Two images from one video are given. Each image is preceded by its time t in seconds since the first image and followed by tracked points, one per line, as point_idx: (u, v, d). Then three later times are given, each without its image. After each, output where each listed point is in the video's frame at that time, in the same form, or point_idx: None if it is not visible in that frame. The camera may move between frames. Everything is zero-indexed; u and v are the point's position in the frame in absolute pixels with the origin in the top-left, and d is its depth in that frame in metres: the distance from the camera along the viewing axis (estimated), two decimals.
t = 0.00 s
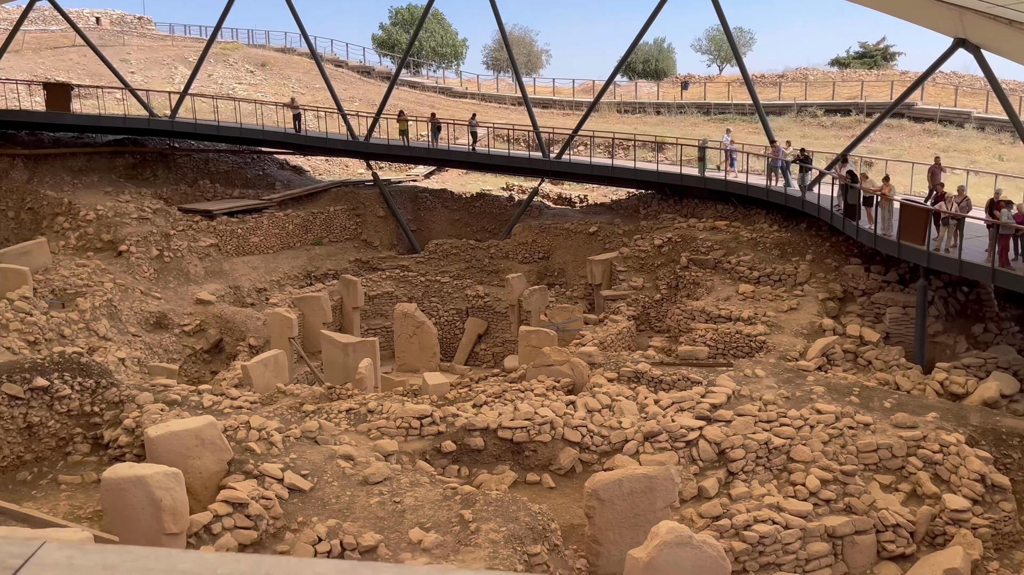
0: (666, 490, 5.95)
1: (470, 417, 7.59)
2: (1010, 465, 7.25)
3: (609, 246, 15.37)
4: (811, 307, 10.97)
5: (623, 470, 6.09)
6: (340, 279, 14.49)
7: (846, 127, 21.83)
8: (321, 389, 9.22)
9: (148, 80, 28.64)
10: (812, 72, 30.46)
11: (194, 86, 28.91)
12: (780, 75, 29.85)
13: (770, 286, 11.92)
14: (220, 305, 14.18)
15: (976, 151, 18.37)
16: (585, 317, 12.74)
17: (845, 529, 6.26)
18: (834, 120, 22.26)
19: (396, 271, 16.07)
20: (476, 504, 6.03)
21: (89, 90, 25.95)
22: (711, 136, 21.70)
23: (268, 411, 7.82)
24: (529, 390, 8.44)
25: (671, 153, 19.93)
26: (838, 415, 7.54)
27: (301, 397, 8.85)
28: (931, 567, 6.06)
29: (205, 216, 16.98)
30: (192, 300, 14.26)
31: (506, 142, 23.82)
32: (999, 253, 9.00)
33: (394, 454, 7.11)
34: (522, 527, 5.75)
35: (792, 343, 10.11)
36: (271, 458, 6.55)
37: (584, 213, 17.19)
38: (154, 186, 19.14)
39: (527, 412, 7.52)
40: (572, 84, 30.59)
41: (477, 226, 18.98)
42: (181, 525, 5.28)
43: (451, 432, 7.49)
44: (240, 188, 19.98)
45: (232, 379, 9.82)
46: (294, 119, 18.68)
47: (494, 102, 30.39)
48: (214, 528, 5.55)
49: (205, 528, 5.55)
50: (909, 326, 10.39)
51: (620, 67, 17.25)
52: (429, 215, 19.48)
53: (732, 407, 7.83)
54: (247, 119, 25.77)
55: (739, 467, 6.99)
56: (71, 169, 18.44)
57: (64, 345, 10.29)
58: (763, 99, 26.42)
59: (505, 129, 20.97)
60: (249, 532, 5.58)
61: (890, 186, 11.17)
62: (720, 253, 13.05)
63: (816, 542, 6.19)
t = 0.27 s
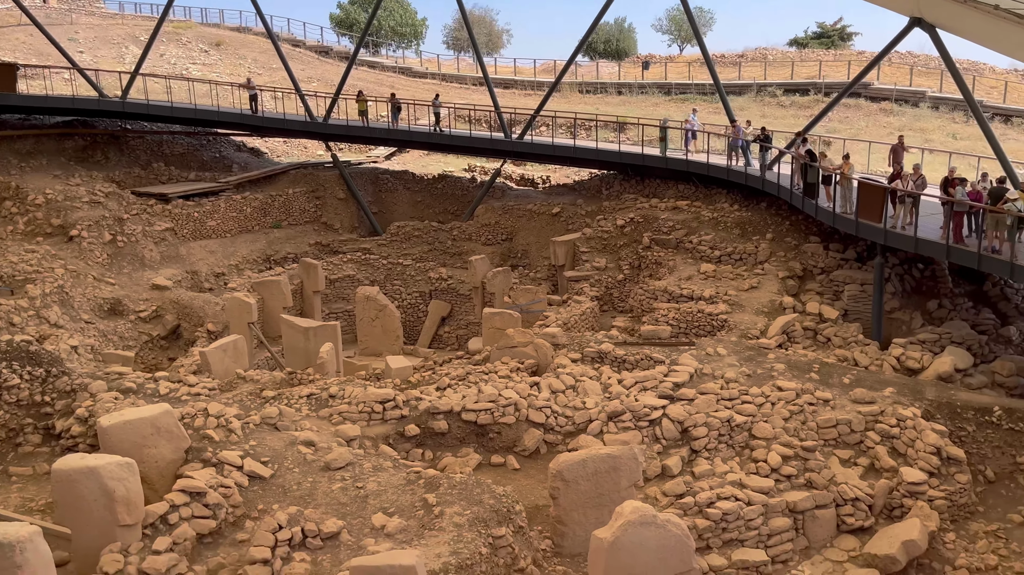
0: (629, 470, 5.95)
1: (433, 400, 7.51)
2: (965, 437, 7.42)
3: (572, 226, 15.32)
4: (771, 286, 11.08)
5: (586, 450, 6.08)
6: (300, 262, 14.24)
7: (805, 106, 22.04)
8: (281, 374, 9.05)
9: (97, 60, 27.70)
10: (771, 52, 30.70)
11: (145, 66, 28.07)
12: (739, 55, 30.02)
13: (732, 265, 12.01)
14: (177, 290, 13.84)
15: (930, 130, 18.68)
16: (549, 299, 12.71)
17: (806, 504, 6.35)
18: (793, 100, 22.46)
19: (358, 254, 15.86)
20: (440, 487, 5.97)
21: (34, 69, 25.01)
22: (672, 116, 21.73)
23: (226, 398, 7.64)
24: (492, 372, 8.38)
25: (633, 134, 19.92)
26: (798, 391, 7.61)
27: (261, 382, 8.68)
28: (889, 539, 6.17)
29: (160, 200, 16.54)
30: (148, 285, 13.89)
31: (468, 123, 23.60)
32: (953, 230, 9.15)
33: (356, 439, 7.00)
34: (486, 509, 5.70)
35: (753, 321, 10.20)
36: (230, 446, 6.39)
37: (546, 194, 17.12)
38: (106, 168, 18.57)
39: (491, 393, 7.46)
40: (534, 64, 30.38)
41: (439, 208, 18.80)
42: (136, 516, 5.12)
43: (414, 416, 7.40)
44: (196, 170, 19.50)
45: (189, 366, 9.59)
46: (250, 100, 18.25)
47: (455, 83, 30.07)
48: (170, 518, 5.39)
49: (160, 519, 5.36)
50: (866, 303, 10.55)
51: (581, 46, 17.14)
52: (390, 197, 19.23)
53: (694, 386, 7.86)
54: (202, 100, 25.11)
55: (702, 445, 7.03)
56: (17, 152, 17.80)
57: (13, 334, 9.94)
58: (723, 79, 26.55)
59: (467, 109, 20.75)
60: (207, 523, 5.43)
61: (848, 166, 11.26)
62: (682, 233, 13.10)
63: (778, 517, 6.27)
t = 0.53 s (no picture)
0: (587, 442, 5.95)
1: (389, 376, 7.41)
2: (914, 401, 7.61)
3: (528, 199, 15.23)
4: (726, 256, 11.17)
5: (544, 422, 6.06)
6: (252, 238, 13.90)
7: (758, 77, 22.17)
8: (234, 352, 8.83)
9: (32, 29, 26.48)
10: (724, 22, 30.78)
11: (84, 37, 26.94)
12: (693, 25, 30.04)
13: (687, 236, 12.07)
14: (123, 268, 13.40)
15: (879, 100, 18.95)
16: (506, 272, 12.64)
17: (761, 471, 6.45)
18: (746, 71, 22.56)
19: (311, 229, 15.56)
20: (397, 464, 5.90)
21: None
22: (628, 87, 21.67)
23: (176, 378, 7.43)
24: (449, 347, 8.29)
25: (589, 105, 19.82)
26: (752, 360, 7.70)
27: (213, 362, 8.47)
28: (841, 503, 6.30)
29: (103, 176, 15.96)
30: (92, 264, 13.44)
31: (422, 94, 23.21)
32: (903, 199, 9.30)
33: (311, 418, 6.88)
34: (444, 485, 5.63)
35: (709, 291, 10.28)
36: (180, 427, 6.21)
37: (502, 167, 16.97)
38: (44, 143, 17.83)
39: (448, 368, 7.39)
40: (488, 34, 29.96)
41: (394, 181, 18.52)
42: (82, 502, 4.94)
43: (371, 392, 7.30)
44: (141, 145, 18.86)
45: (138, 346, 9.31)
46: (196, 71, 17.65)
47: (408, 54, 29.56)
48: (119, 503, 5.21)
49: (108, 504, 5.20)
50: (819, 272, 10.72)
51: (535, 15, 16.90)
52: (343, 170, 18.86)
53: (650, 357, 7.89)
54: (145, 71, 24.22)
55: (658, 415, 7.08)
56: None
57: None
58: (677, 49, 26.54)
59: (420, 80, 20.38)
60: (157, 506, 5.27)
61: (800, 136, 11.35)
62: (638, 204, 13.11)
63: (733, 485, 6.35)
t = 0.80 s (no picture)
0: (544, 407, 5.95)
1: (343, 345, 7.29)
2: (860, 359, 7.80)
3: (481, 163, 15.06)
4: (678, 220, 11.24)
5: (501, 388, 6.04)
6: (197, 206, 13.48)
7: (708, 40, 22.18)
8: (180, 324, 8.58)
9: None
10: None
11: None
12: None
13: (639, 200, 12.09)
14: (62, 239, 12.88)
15: (826, 63, 19.14)
16: (460, 238, 12.52)
17: (714, 431, 6.56)
18: (697, 33, 22.53)
19: (258, 195, 15.19)
20: (353, 434, 5.82)
21: None
22: (579, 50, 21.47)
23: (121, 352, 7.18)
24: (403, 315, 8.20)
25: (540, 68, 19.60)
26: (705, 322, 7.78)
27: (159, 334, 8.22)
28: (791, 460, 6.45)
29: (36, 142, 15.24)
30: (28, 235, 12.88)
31: (370, 57, 22.66)
32: (850, 160, 9.43)
33: (263, 389, 6.74)
34: (400, 454, 5.58)
35: (661, 255, 10.34)
36: (127, 403, 6.01)
37: (454, 131, 16.72)
38: None
39: (402, 336, 7.30)
40: None
41: (343, 147, 18.12)
42: (25, 482, 4.68)
43: (324, 362, 7.18)
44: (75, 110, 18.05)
45: (79, 320, 8.97)
46: (131, 32, 16.89)
47: (355, 15, 28.77)
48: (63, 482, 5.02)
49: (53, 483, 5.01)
50: (769, 234, 10.86)
51: None
52: (290, 136, 18.38)
53: (605, 321, 7.92)
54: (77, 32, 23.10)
55: (613, 378, 7.13)
56: None
57: None
58: (628, 11, 26.36)
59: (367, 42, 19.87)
60: (104, 484, 5.09)
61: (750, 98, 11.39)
62: (590, 168, 13.07)
63: (687, 446, 6.45)
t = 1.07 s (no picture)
0: (502, 368, 5.95)
1: (295, 310, 7.15)
2: (810, 313, 7.97)
3: (431, 122, 14.79)
4: (631, 177, 11.25)
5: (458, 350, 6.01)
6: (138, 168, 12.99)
7: None
8: (125, 290, 8.32)
9: None
10: None
11: None
12: None
13: (593, 158, 12.06)
14: None
15: (775, 18, 19.20)
16: (412, 199, 12.35)
17: (669, 387, 6.66)
18: None
19: (202, 156, 14.72)
20: (309, 399, 5.75)
21: None
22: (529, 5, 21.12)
23: (63, 320, 6.92)
24: (356, 277, 8.08)
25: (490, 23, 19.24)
26: (659, 279, 7.84)
27: (103, 301, 7.95)
28: (744, 414, 6.60)
29: None
30: None
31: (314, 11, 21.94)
32: (800, 116, 9.52)
33: (215, 355, 6.59)
34: (358, 418, 5.53)
35: (615, 213, 10.36)
36: (72, 372, 5.81)
37: (403, 88, 16.37)
38: None
39: (357, 298, 7.19)
40: None
41: (289, 105, 17.59)
42: None
43: (276, 327, 7.04)
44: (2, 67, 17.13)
45: (17, 287, 8.62)
46: None
47: None
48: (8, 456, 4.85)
49: None
50: (720, 191, 10.94)
51: None
52: (233, 94, 17.77)
53: (561, 280, 7.92)
54: None
55: (570, 337, 7.16)
56: None
57: None
58: None
59: None
60: (51, 456, 4.93)
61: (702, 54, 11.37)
62: (543, 126, 12.95)
63: (644, 401, 6.54)
